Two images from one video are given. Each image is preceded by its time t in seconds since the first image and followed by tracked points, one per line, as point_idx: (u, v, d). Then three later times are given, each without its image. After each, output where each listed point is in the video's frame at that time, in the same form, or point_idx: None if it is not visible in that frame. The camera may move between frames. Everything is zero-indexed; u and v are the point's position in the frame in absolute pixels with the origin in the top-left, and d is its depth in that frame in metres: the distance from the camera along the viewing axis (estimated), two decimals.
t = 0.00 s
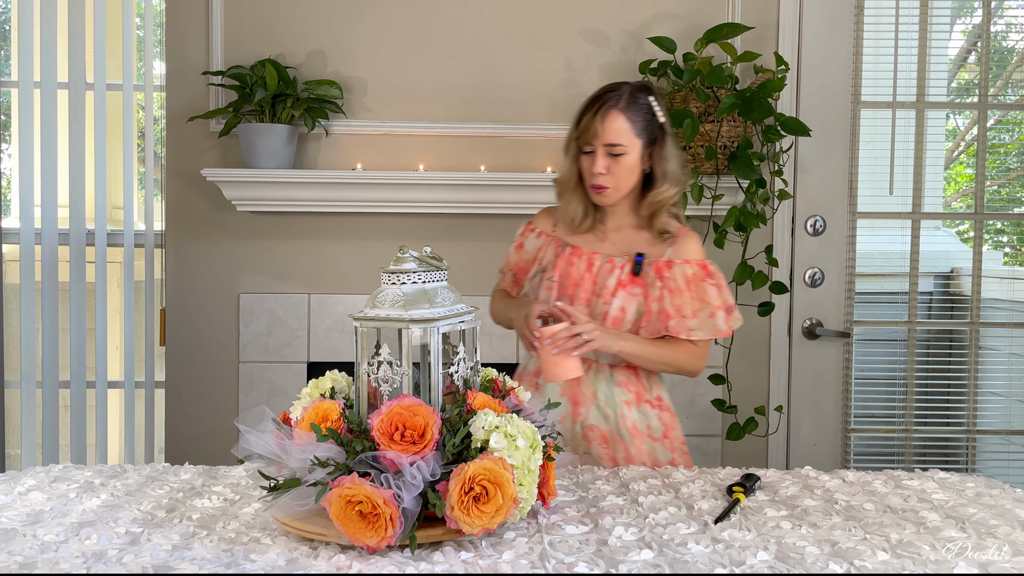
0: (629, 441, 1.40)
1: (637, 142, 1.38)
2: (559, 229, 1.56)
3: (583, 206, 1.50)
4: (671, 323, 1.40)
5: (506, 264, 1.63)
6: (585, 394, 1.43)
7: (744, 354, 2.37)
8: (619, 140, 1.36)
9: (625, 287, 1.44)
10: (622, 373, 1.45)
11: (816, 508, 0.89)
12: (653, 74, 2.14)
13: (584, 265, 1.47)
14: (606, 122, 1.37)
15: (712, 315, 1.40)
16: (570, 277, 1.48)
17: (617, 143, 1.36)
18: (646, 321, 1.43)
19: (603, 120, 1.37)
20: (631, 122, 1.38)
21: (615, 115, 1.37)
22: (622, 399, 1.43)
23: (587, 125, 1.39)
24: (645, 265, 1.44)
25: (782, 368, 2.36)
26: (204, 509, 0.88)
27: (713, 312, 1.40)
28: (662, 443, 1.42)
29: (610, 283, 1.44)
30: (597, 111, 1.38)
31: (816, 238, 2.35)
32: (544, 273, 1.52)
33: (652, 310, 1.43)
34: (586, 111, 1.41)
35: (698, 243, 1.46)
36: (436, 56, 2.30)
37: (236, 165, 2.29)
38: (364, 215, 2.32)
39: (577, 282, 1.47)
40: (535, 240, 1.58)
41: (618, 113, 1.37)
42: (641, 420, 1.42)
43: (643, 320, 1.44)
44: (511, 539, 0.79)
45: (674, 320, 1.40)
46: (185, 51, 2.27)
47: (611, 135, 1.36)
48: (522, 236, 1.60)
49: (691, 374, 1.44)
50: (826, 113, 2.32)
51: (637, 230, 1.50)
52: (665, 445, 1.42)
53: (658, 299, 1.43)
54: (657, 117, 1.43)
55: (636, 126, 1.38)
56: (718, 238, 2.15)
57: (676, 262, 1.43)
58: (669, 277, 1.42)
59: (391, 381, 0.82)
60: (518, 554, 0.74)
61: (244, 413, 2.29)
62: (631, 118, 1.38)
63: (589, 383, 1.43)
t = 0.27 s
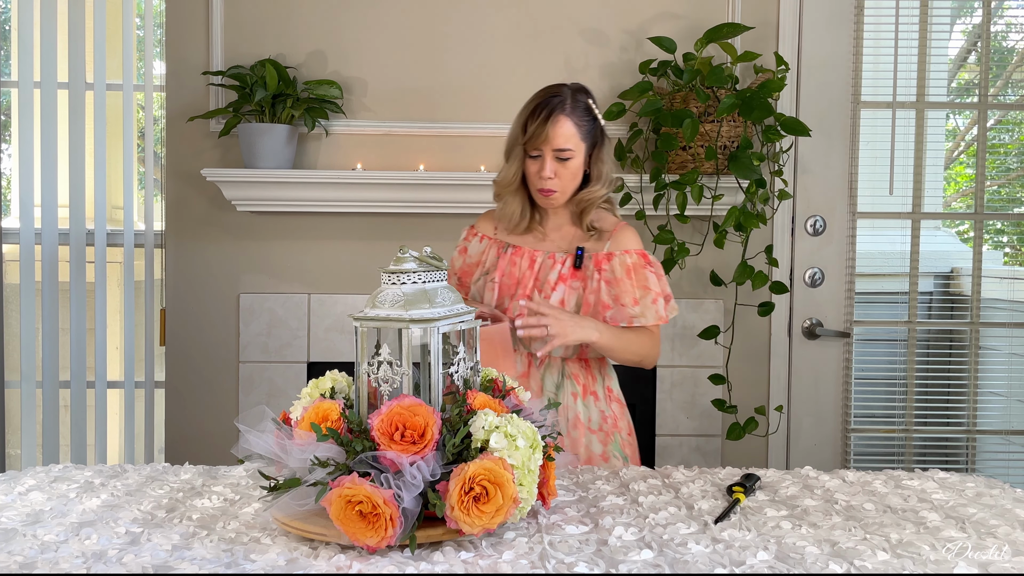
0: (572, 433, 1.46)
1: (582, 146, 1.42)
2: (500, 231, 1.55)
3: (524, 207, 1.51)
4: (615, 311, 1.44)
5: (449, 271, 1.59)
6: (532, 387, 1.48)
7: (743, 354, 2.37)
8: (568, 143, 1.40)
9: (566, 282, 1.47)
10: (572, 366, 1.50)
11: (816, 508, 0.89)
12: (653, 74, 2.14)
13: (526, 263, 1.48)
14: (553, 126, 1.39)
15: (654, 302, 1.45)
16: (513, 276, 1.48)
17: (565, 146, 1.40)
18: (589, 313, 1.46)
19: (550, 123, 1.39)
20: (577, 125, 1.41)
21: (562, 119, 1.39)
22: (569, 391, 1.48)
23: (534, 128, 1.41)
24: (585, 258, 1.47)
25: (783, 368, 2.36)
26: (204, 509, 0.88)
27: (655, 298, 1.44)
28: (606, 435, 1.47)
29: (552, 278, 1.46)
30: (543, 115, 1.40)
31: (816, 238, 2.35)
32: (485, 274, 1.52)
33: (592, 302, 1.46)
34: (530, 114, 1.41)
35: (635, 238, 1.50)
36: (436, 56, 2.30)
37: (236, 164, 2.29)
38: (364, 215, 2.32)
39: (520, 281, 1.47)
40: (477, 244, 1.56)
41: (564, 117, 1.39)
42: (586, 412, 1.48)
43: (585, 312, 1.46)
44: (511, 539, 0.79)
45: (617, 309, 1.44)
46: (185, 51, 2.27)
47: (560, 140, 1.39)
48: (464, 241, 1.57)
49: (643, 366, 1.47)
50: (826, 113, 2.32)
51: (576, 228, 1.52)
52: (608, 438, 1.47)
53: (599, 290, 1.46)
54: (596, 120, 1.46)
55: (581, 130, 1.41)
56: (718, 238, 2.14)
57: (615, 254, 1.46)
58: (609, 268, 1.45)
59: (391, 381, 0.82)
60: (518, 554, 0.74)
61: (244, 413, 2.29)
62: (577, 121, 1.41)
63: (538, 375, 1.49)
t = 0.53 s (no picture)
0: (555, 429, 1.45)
1: (568, 147, 1.40)
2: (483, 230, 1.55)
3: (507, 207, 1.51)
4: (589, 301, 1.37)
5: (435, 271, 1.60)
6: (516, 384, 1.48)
7: (743, 355, 2.37)
8: (555, 144, 1.38)
9: (547, 279, 1.45)
10: (557, 363, 1.48)
11: (817, 508, 0.89)
12: (653, 74, 2.14)
13: (508, 262, 1.47)
14: (541, 127, 1.37)
15: (629, 291, 1.36)
16: (495, 275, 1.47)
17: (552, 147, 1.38)
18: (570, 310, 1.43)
19: (537, 125, 1.37)
20: (563, 126, 1.39)
21: (548, 120, 1.38)
22: (553, 387, 1.47)
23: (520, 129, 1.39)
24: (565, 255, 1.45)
25: (782, 368, 2.36)
26: (204, 509, 0.88)
27: (629, 288, 1.36)
28: (590, 431, 1.47)
29: (533, 277, 1.45)
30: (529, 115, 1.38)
31: (817, 238, 2.35)
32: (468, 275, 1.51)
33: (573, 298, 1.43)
34: (517, 114, 1.40)
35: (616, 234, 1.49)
36: (436, 56, 2.30)
37: (236, 165, 2.29)
38: (364, 215, 2.32)
39: (501, 280, 1.46)
40: (460, 242, 1.55)
41: (551, 118, 1.38)
42: (570, 408, 1.46)
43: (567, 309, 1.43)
44: (511, 539, 0.79)
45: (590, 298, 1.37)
46: (184, 51, 2.27)
47: (548, 140, 1.37)
48: (449, 240, 1.57)
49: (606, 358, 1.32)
50: (825, 113, 2.32)
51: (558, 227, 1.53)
52: (593, 434, 1.47)
53: (579, 285, 1.43)
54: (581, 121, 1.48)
55: (567, 130, 1.40)
56: (718, 238, 2.14)
57: (593, 247, 1.42)
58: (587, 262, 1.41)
59: (391, 381, 0.82)
60: (518, 554, 0.74)
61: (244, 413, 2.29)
62: (563, 122, 1.40)
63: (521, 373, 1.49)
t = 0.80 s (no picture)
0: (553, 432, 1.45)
1: (573, 148, 1.40)
2: (486, 228, 1.55)
3: (511, 206, 1.50)
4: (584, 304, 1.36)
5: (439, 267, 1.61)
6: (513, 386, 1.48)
7: (743, 355, 2.37)
8: (558, 146, 1.37)
9: (546, 280, 1.45)
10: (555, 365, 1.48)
11: (816, 508, 0.89)
12: (653, 74, 2.14)
13: (508, 262, 1.48)
14: (544, 128, 1.36)
15: (626, 297, 1.36)
16: (495, 274, 1.48)
17: (556, 149, 1.37)
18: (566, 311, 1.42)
19: (542, 125, 1.36)
20: (568, 127, 1.39)
21: (553, 121, 1.37)
22: (551, 389, 1.47)
23: (525, 129, 1.38)
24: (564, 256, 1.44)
25: (782, 368, 2.36)
26: (204, 509, 0.88)
27: (626, 293, 1.36)
28: (590, 434, 1.48)
29: (531, 277, 1.45)
30: (534, 115, 1.37)
31: (817, 238, 2.35)
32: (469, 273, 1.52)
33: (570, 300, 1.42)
34: (521, 113, 1.39)
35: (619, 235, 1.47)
36: (436, 56, 2.30)
37: (236, 164, 2.29)
38: (364, 215, 2.32)
39: (501, 279, 1.47)
40: (464, 240, 1.56)
41: (556, 118, 1.37)
42: (567, 411, 1.47)
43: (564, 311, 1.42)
44: (511, 539, 0.79)
45: (586, 301, 1.36)
46: (184, 51, 2.27)
47: (552, 142, 1.37)
48: (453, 237, 1.59)
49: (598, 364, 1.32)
50: (825, 112, 2.32)
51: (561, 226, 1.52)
52: (592, 437, 1.47)
53: (576, 287, 1.42)
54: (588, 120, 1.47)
55: (571, 131, 1.39)
56: (718, 238, 2.14)
57: (592, 249, 1.41)
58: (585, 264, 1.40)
59: (391, 381, 0.82)
60: (518, 554, 0.74)
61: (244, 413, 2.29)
62: (568, 123, 1.39)
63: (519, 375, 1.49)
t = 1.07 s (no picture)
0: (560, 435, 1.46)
1: (582, 152, 1.38)
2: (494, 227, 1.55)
3: (519, 208, 1.50)
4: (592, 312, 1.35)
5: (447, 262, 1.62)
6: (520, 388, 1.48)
7: (743, 355, 2.37)
8: (568, 150, 1.35)
9: (554, 285, 1.45)
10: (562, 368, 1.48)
11: (816, 508, 0.89)
12: (653, 74, 2.14)
13: (516, 264, 1.49)
14: (554, 132, 1.35)
15: (633, 306, 1.35)
16: (504, 276, 1.49)
17: (565, 153, 1.35)
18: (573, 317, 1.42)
19: (551, 129, 1.35)
20: (578, 131, 1.37)
21: (562, 124, 1.35)
22: (557, 392, 1.47)
23: (534, 132, 1.36)
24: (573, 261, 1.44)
25: (783, 368, 2.36)
26: (204, 509, 0.88)
27: (633, 303, 1.35)
28: (595, 438, 1.48)
29: (539, 282, 1.45)
30: (543, 119, 1.36)
31: (816, 238, 2.35)
32: (479, 274, 1.53)
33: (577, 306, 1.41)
34: (531, 115, 1.37)
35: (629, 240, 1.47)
36: (436, 56, 2.30)
37: (236, 164, 2.29)
38: (365, 215, 2.32)
39: (509, 282, 1.48)
40: (472, 237, 1.57)
41: (565, 122, 1.36)
42: (573, 414, 1.47)
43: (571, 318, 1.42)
44: (511, 539, 0.79)
45: (592, 310, 1.35)
46: (184, 51, 2.27)
47: (560, 145, 1.35)
48: (461, 233, 1.59)
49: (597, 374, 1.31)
50: (825, 112, 2.32)
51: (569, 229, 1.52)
52: (598, 440, 1.47)
53: (583, 294, 1.41)
54: (598, 125, 1.45)
55: (581, 135, 1.38)
56: (718, 238, 2.14)
57: (600, 256, 1.40)
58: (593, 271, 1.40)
59: (391, 381, 0.82)
60: (518, 554, 0.74)
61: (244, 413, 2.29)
62: (578, 127, 1.37)
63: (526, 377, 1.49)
